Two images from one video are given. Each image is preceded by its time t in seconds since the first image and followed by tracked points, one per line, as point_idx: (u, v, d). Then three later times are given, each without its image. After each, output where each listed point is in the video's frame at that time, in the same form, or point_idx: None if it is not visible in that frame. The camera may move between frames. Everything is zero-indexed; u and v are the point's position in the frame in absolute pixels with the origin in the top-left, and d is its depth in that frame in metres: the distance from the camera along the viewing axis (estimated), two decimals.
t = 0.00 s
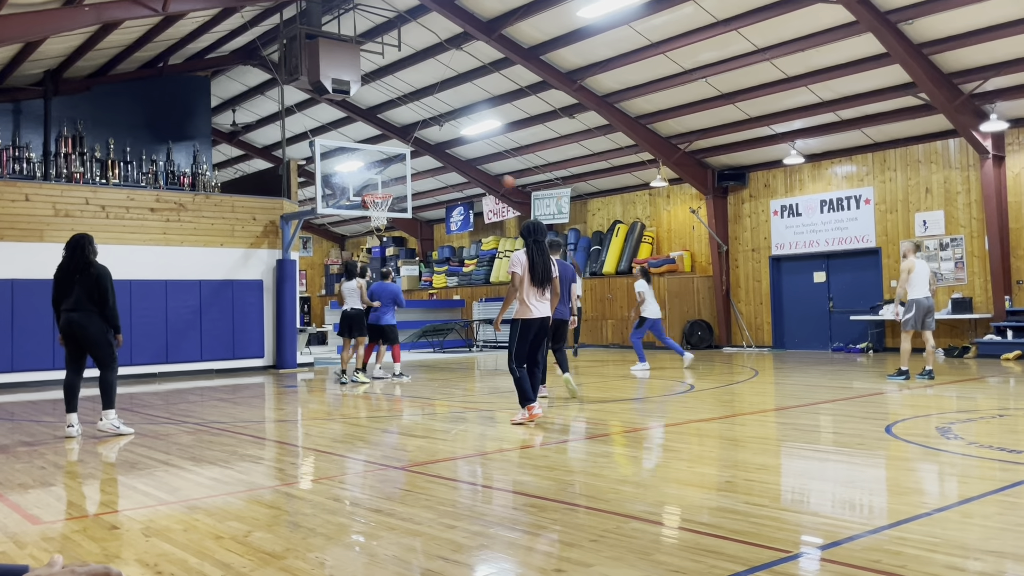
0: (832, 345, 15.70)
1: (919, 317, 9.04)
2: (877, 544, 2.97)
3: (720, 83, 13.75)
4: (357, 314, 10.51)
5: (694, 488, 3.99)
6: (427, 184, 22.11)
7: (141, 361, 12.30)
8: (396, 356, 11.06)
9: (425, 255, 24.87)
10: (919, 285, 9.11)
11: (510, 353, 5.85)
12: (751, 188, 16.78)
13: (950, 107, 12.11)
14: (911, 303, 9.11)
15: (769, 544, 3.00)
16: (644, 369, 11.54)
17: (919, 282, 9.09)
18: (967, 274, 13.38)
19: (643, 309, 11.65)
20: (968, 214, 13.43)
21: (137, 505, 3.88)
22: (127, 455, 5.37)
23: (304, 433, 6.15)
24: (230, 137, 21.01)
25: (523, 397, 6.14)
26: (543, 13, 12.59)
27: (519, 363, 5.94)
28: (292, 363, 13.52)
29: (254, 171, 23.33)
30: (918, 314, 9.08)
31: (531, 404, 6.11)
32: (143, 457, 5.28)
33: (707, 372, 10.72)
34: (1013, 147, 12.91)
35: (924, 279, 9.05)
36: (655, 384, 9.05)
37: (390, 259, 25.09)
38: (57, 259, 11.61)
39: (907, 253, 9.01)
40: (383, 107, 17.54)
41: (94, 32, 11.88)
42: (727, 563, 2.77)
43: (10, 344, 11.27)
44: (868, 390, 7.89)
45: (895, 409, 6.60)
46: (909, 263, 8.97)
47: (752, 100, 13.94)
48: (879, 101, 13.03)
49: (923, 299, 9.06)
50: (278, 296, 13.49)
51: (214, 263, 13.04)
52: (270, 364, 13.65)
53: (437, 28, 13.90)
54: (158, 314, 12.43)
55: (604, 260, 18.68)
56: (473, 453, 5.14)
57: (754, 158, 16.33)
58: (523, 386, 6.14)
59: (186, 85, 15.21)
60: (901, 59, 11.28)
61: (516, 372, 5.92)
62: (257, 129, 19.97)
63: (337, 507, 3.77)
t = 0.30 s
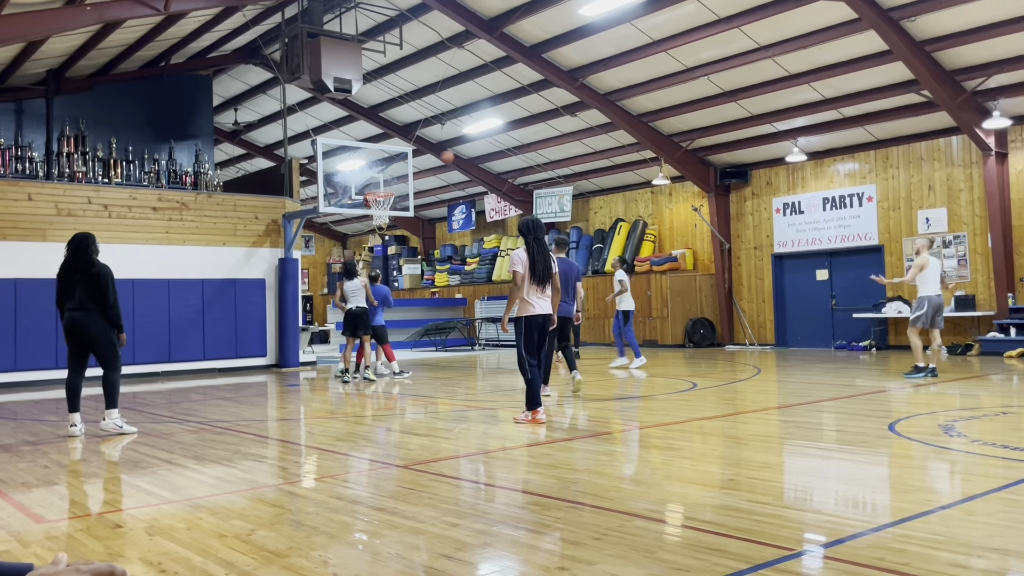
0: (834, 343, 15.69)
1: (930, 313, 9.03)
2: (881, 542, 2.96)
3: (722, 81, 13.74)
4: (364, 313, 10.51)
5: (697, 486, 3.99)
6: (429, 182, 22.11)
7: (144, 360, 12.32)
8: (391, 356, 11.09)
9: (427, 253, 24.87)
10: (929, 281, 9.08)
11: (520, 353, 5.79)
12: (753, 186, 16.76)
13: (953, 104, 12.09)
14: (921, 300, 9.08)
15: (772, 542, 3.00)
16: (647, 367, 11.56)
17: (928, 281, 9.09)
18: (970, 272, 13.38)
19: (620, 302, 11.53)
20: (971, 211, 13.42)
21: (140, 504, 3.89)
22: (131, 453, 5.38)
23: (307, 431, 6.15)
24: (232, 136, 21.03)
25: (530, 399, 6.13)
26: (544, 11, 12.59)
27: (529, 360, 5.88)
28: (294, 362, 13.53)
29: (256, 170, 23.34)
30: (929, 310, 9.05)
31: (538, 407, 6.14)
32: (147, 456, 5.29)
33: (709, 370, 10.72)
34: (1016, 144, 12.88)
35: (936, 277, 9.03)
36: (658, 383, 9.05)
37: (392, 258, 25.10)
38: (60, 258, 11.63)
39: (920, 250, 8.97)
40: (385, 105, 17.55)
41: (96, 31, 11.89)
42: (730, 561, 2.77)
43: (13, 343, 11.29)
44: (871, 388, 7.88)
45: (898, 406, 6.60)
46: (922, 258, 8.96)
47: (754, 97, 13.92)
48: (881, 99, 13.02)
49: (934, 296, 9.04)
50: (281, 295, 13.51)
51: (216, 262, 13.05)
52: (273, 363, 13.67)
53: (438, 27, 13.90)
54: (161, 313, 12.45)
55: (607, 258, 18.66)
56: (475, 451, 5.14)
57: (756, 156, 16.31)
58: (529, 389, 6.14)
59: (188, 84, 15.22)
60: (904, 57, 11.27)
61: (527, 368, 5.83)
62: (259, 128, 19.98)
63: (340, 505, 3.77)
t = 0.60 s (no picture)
0: (838, 341, 15.69)
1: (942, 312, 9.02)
2: (886, 541, 2.96)
3: (725, 79, 13.72)
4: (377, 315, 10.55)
5: (700, 484, 3.99)
6: (431, 181, 22.13)
7: (148, 359, 12.34)
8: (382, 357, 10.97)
9: (430, 252, 24.90)
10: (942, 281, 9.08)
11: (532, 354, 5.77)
12: (756, 184, 16.74)
13: (956, 102, 12.06)
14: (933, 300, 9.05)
15: (776, 540, 3.00)
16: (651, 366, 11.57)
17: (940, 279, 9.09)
18: (974, 270, 13.37)
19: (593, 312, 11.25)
20: (975, 209, 13.38)
21: (144, 503, 3.90)
22: (135, 452, 5.39)
23: (311, 430, 6.16)
24: (235, 135, 21.04)
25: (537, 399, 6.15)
26: (547, 10, 12.58)
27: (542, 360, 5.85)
28: (297, 361, 13.51)
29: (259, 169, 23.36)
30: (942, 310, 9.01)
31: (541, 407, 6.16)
32: (150, 455, 5.31)
33: (713, 368, 10.71)
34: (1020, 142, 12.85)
35: (948, 277, 9.04)
36: (662, 381, 9.05)
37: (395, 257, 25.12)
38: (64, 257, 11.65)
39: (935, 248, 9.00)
40: (387, 104, 17.56)
41: (99, 31, 11.91)
42: (734, 559, 2.77)
43: (17, 342, 11.31)
44: (874, 387, 7.88)
45: (902, 405, 6.60)
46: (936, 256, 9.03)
47: (757, 96, 13.90)
48: (884, 96, 12.99)
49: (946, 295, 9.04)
50: (284, 295, 13.51)
51: (220, 261, 13.07)
52: (276, 362, 13.67)
53: (441, 26, 13.91)
54: (165, 312, 12.47)
55: (609, 257, 18.63)
56: (478, 450, 5.15)
57: (758, 154, 16.29)
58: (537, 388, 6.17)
59: (191, 84, 15.24)
60: (907, 54, 11.24)
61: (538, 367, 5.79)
62: (262, 127, 19.99)
63: (343, 504, 3.78)
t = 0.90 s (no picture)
0: (841, 340, 15.67)
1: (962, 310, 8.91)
2: (889, 540, 2.95)
3: (727, 77, 13.71)
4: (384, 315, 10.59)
5: (703, 483, 3.99)
6: (434, 180, 22.14)
7: (151, 358, 12.37)
8: (383, 357, 10.88)
9: (432, 252, 24.91)
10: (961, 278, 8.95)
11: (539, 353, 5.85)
12: (759, 183, 16.74)
13: (959, 100, 12.04)
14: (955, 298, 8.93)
15: (779, 538, 3.00)
16: (653, 365, 11.58)
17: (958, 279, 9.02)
18: (977, 269, 13.36)
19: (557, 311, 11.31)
20: (978, 208, 13.37)
21: (146, 501, 3.90)
22: (138, 451, 5.41)
23: (313, 429, 6.16)
24: (237, 135, 21.07)
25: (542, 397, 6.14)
26: (549, 8, 12.57)
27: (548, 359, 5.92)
28: (300, 360, 13.47)
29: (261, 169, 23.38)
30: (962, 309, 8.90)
31: (583, 401, 6.16)
32: (154, 454, 5.31)
33: (715, 367, 10.71)
34: None
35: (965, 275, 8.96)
36: (665, 380, 9.04)
37: (398, 256, 25.15)
38: (68, 257, 11.68)
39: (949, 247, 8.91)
40: (390, 103, 17.57)
41: (102, 31, 11.92)
42: (737, 558, 2.77)
43: (21, 341, 11.33)
44: (879, 385, 7.88)
45: (906, 403, 6.60)
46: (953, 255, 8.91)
47: (760, 94, 13.89)
48: (888, 95, 12.97)
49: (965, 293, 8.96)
50: (287, 293, 13.51)
51: (223, 260, 13.08)
52: (278, 361, 13.66)
53: (443, 24, 13.91)
54: (168, 312, 12.49)
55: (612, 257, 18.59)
56: (481, 449, 5.15)
57: (761, 153, 16.27)
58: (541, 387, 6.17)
59: (194, 83, 15.26)
60: (910, 52, 11.22)
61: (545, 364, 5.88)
62: (264, 126, 20.00)
63: (346, 503, 3.77)
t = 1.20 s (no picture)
0: (843, 339, 15.66)
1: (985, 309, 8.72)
2: (891, 540, 2.95)
3: (730, 76, 13.69)
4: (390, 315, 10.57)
5: (705, 483, 3.99)
6: (436, 180, 22.15)
7: (153, 358, 12.38)
8: (390, 356, 10.85)
9: (434, 251, 24.93)
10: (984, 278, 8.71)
11: (556, 355, 5.79)
12: (761, 182, 16.73)
13: (962, 99, 12.02)
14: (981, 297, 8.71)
15: (781, 539, 3.00)
16: (656, 365, 11.58)
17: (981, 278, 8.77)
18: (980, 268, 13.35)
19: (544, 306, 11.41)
20: (981, 207, 13.36)
21: (149, 501, 3.91)
22: (141, 451, 5.42)
23: (315, 429, 6.16)
24: (239, 134, 21.09)
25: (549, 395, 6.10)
26: (551, 8, 12.57)
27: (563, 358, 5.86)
28: (302, 360, 13.49)
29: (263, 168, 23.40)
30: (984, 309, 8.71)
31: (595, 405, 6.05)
32: (156, 453, 5.32)
33: (718, 367, 10.72)
34: None
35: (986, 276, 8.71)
36: (667, 379, 9.05)
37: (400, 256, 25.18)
38: (70, 257, 11.69)
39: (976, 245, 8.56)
40: (391, 103, 17.58)
41: (104, 31, 11.93)
42: (740, 558, 2.77)
43: (23, 341, 11.35)
44: (881, 385, 7.88)
45: (908, 403, 6.60)
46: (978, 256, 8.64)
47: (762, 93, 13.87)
48: (890, 94, 12.95)
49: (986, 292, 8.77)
50: (289, 293, 13.53)
51: (225, 260, 13.10)
52: (281, 360, 13.68)
53: (444, 24, 13.90)
54: (170, 312, 12.51)
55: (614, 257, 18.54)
56: (484, 449, 5.15)
57: (763, 152, 16.25)
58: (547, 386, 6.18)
59: (196, 83, 15.27)
60: (912, 51, 11.20)
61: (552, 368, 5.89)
62: (266, 126, 20.01)
63: (349, 503, 3.78)
